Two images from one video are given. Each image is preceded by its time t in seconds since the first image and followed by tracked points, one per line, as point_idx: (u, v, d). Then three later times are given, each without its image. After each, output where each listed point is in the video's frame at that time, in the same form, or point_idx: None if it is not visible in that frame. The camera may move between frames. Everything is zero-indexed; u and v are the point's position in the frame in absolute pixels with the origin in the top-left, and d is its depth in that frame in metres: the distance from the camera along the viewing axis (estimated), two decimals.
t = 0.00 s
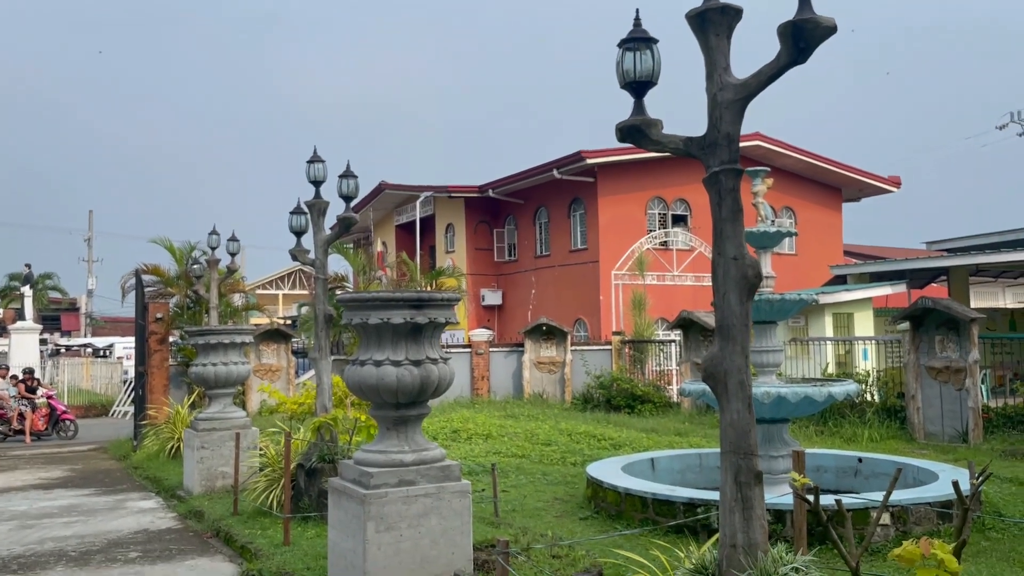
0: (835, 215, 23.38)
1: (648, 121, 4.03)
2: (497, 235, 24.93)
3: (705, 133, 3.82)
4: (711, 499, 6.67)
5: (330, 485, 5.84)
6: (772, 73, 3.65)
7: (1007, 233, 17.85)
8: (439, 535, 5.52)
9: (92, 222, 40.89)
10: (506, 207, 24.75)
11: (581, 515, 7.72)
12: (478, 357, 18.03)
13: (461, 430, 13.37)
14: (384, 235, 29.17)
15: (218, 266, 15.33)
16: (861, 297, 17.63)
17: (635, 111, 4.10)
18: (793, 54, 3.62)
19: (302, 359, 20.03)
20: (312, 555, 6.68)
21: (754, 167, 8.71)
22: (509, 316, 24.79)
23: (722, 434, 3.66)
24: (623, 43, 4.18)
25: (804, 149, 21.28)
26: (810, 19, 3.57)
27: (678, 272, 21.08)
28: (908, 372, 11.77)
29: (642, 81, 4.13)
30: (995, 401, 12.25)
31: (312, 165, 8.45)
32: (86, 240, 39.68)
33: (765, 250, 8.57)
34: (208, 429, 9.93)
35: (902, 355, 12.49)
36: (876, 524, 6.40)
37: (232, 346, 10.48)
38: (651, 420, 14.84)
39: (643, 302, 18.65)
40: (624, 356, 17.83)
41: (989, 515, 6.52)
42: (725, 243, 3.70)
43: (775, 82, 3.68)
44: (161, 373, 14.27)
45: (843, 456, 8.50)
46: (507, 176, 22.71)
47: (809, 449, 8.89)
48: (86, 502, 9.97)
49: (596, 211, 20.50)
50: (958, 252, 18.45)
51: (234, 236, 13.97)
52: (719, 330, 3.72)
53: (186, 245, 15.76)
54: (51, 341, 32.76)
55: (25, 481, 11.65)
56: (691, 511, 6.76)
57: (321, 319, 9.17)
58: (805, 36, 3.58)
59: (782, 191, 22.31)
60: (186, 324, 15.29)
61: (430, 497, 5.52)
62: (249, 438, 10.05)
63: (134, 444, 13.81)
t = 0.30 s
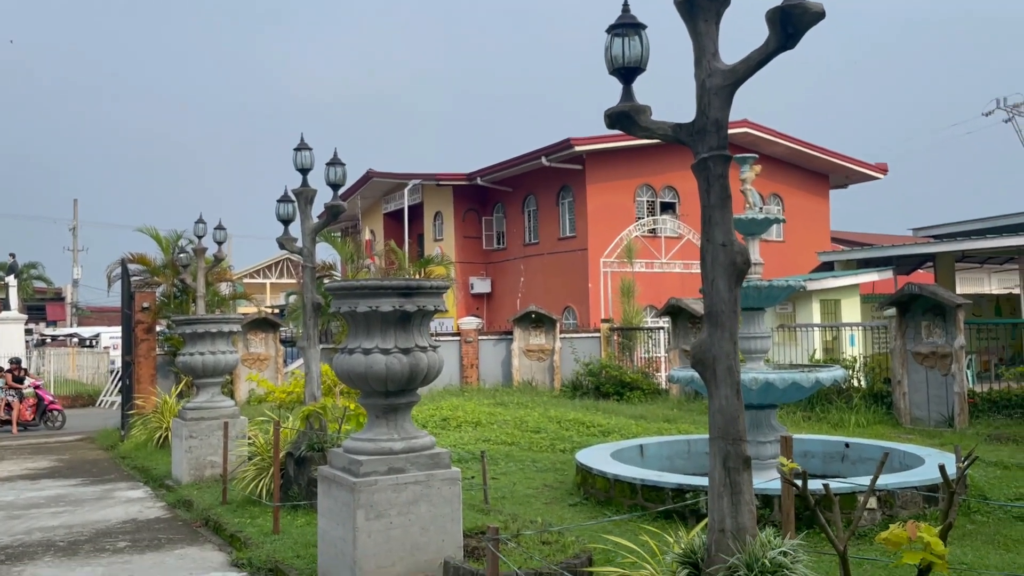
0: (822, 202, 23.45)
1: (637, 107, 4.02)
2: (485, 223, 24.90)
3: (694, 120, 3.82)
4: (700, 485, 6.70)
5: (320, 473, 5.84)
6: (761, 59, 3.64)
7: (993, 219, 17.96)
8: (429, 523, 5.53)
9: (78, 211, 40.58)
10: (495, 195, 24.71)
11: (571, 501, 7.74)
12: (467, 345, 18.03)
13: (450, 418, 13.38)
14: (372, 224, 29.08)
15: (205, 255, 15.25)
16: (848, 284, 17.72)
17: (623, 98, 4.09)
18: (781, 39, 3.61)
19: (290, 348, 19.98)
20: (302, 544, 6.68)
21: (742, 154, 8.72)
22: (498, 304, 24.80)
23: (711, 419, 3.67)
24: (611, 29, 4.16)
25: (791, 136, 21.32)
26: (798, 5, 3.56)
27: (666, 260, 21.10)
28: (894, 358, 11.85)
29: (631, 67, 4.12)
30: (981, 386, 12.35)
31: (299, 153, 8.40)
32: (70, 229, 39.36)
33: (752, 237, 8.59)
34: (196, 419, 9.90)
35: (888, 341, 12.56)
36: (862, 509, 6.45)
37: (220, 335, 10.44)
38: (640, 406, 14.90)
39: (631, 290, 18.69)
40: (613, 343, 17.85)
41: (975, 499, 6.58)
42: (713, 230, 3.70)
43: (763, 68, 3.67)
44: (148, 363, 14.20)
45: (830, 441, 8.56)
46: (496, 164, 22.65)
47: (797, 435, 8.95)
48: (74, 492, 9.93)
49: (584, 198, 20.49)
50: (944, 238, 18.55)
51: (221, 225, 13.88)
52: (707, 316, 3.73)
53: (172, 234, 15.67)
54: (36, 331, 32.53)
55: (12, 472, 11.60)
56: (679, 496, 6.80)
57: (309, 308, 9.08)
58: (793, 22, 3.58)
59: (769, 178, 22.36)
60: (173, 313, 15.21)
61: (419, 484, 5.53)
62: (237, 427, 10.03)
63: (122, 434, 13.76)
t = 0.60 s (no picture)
0: (806, 185, 23.56)
1: (619, 90, 4.02)
2: (471, 208, 24.87)
3: (675, 102, 3.83)
4: (683, 465, 6.77)
5: (305, 457, 5.85)
6: (741, 41, 3.66)
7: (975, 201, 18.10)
8: (414, 504, 5.57)
9: (60, 196, 40.22)
10: (480, 179, 24.66)
11: (556, 483, 7.80)
12: (453, 329, 18.06)
13: (437, 402, 13.43)
14: (358, 208, 28.98)
15: (189, 240, 15.17)
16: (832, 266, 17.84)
17: (605, 80, 4.10)
18: (761, 21, 3.63)
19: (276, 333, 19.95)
20: (288, 527, 6.71)
21: (725, 137, 8.75)
22: (484, 288, 24.82)
23: (692, 399, 3.71)
24: (593, 12, 4.17)
25: (775, 119, 21.38)
26: None
27: (652, 243, 21.15)
28: (876, 339, 11.96)
29: (612, 50, 4.12)
30: (961, 366, 12.49)
31: (282, 136, 8.36)
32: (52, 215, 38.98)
33: (735, 220, 8.64)
34: (181, 405, 9.89)
35: (870, 323, 12.67)
36: (843, 487, 6.55)
37: (205, 320, 10.41)
38: (625, 389, 14.99)
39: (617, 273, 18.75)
40: (599, 326, 17.91)
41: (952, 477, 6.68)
42: (694, 212, 3.73)
43: (743, 51, 3.69)
44: (133, 349, 14.16)
45: (812, 422, 8.65)
46: (481, 148, 22.60)
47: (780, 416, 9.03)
48: (60, 478, 9.92)
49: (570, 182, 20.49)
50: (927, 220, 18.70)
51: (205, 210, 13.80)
52: (688, 297, 3.76)
53: (156, 219, 15.57)
54: (20, 317, 32.30)
55: None
56: (664, 477, 6.87)
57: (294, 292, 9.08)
58: (773, 4, 3.59)
59: (754, 161, 22.43)
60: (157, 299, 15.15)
61: (405, 467, 5.56)
62: (223, 412, 10.03)
63: (107, 420, 13.73)
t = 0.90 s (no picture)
0: (790, 166, 23.61)
1: (598, 69, 4.01)
2: (457, 190, 24.80)
3: (654, 80, 3.83)
4: (666, 444, 6.82)
5: (288, 438, 5.85)
6: (720, 19, 3.65)
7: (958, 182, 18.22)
8: (397, 485, 5.59)
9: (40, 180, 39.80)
10: (465, 161, 24.58)
11: (540, 462, 7.84)
12: (439, 312, 18.04)
13: (422, 384, 13.45)
14: (342, 191, 28.84)
15: (171, 224, 15.06)
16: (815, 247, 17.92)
17: (585, 59, 4.08)
18: None
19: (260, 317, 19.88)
20: (272, 509, 6.72)
21: (708, 118, 8.75)
22: (470, 271, 24.82)
23: (670, 377, 3.73)
24: None
25: (760, 101, 21.39)
26: None
27: (637, 225, 21.17)
28: (858, 319, 12.05)
29: (592, 28, 4.11)
30: (942, 345, 12.61)
31: (263, 118, 8.29)
32: (33, 199, 38.60)
33: (718, 200, 8.66)
34: (164, 388, 9.85)
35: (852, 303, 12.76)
36: (822, 465, 6.62)
37: (187, 304, 10.36)
38: (610, 370, 15.06)
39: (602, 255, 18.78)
40: (584, 308, 17.95)
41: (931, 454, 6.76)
42: (673, 190, 3.73)
43: (722, 28, 3.69)
44: (116, 333, 14.07)
45: (794, 400, 8.72)
46: (466, 130, 22.51)
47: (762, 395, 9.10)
48: (43, 462, 9.88)
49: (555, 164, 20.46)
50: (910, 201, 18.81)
51: (187, 193, 13.69)
52: (667, 276, 3.77)
53: (137, 202, 15.45)
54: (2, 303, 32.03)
55: None
56: (646, 456, 6.92)
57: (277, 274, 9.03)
58: None
59: (739, 143, 22.46)
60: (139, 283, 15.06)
61: (388, 448, 5.57)
62: (206, 395, 10.00)
63: (90, 404, 13.67)
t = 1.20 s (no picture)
0: (778, 145, 23.60)
1: (577, 43, 3.96)
2: (444, 170, 24.69)
3: (634, 54, 3.79)
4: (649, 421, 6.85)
5: (270, 418, 5.83)
6: None
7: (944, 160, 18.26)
8: (381, 463, 5.58)
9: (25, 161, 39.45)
10: (453, 140, 24.45)
11: (526, 441, 7.85)
12: (426, 293, 18.00)
13: (409, 364, 13.46)
14: (329, 171, 28.67)
15: (154, 204, 14.95)
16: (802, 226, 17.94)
17: (564, 34, 4.03)
18: None
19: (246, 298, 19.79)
20: (256, 488, 6.71)
21: (693, 96, 8.72)
22: (458, 251, 24.76)
23: (649, 353, 3.72)
24: None
25: (748, 79, 21.33)
26: None
27: (624, 204, 21.14)
28: (843, 297, 12.10)
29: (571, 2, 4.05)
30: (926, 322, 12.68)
31: (244, 96, 8.21)
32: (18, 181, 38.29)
33: (703, 178, 8.64)
34: (148, 368, 9.80)
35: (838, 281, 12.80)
36: (805, 441, 6.66)
37: (170, 284, 10.31)
38: (596, 349, 15.11)
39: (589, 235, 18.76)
40: (571, 288, 17.94)
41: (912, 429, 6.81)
42: (652, 165, 3.70)
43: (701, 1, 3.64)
44: (100, 314, 14.00)
45: (779, 378, 8.76)
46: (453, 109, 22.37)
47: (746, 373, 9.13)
48: (27, 444, 9.84)
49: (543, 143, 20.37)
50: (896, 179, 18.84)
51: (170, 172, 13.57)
52: (646, 253, 3.75)
53: (120, 183, 15.32)
54: None
55: None
56: (630, 433, 6.95)
57: (260, 254, 8.96)
58: None
59: (727, 122, 22.41)
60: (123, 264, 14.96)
61: (371, 427, 5.55)
62: (191, 376, 9.96)
63: (76, 385, 13.62)
